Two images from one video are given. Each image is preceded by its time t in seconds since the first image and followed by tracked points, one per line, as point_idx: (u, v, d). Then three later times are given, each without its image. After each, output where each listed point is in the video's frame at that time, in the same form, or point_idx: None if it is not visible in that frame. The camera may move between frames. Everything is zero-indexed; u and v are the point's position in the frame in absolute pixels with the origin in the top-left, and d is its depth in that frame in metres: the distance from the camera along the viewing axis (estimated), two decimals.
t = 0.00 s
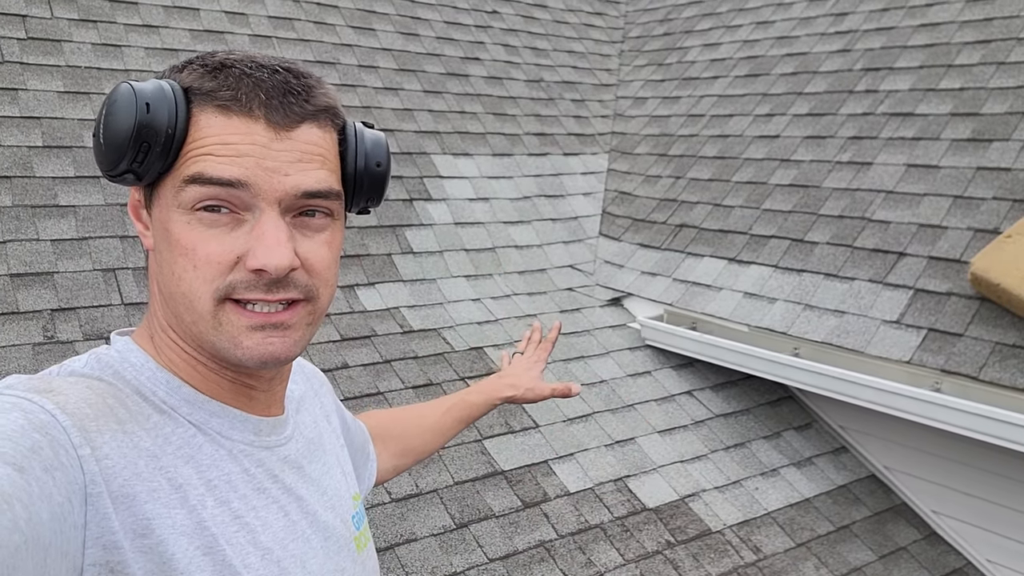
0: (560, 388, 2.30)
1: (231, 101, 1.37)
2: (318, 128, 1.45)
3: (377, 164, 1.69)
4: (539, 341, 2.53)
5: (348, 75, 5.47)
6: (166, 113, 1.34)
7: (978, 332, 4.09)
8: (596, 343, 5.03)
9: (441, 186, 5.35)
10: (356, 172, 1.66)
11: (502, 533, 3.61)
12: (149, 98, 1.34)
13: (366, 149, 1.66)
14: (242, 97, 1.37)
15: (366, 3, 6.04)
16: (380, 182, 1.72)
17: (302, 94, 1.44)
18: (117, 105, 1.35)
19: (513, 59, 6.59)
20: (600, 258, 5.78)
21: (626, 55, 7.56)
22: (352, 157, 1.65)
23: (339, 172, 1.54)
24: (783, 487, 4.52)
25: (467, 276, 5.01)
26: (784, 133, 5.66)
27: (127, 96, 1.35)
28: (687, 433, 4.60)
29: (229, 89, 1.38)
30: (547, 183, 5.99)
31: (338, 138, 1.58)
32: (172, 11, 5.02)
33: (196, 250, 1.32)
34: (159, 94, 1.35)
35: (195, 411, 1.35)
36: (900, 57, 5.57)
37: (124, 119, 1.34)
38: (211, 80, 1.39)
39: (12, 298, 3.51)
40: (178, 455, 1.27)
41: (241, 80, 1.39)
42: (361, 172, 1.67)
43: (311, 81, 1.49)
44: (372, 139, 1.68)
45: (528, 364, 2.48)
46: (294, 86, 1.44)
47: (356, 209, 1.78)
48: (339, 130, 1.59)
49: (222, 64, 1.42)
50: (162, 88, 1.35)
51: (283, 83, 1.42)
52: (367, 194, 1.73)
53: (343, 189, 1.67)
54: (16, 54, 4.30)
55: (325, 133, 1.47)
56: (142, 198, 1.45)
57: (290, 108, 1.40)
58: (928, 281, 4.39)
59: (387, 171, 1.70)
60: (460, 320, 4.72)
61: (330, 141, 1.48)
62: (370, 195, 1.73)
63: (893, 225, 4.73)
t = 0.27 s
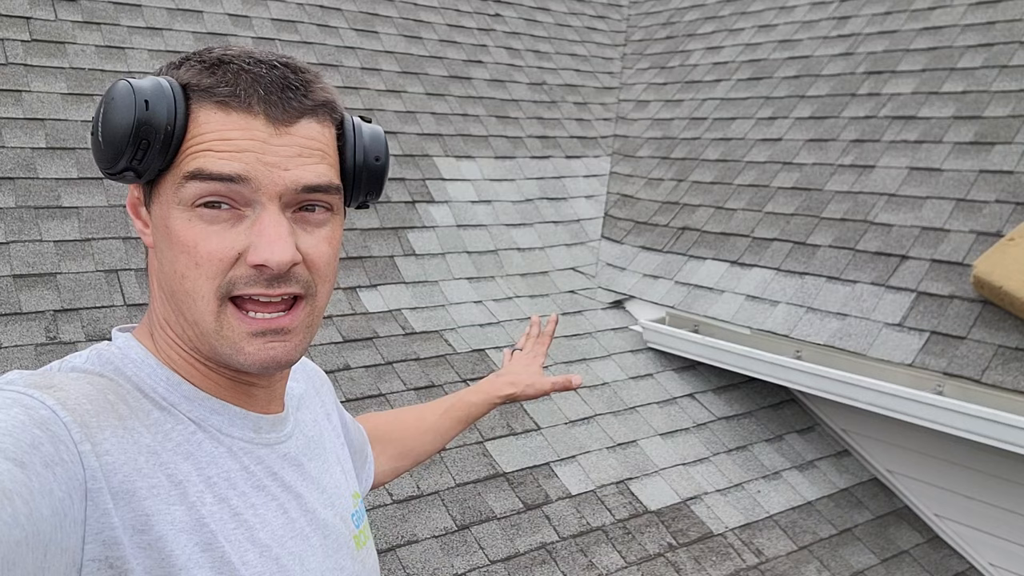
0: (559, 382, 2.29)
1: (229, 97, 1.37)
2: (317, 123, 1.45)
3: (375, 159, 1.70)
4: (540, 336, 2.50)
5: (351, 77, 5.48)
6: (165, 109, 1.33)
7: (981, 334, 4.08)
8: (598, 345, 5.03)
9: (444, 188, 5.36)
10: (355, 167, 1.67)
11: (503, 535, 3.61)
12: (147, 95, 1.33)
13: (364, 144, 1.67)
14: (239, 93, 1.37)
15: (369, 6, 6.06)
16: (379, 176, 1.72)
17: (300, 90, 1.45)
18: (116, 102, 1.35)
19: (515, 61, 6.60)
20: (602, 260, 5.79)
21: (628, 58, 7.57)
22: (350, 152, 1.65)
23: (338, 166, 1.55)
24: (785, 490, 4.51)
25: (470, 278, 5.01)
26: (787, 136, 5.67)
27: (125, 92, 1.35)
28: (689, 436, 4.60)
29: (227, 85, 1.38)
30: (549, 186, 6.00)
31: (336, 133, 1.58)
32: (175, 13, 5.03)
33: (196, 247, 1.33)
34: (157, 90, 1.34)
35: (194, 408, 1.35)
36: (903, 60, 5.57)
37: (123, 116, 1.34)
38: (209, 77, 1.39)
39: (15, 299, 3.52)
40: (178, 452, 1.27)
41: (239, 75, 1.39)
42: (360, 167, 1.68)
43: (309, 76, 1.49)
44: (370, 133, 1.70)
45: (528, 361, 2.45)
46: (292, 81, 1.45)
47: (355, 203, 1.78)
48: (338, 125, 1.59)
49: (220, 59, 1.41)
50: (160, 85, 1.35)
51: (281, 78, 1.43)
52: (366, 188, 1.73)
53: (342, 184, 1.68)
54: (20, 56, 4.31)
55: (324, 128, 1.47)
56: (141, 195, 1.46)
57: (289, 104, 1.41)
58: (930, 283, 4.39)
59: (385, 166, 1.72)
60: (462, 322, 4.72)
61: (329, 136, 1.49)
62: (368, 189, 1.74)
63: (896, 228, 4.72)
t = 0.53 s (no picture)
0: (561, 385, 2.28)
1: (221, 99, 1.36)
2: (312, 124, 1.44)
3: (371, 161, 1.69)
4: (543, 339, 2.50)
5: (353, 80, 5.48)
6: (157, 111, 1.34)
7: (984, 338, 4.07)
8: (600, 348, 5.02)
9: (445, 191, 5.36)
10: (351, 169, 1.66)
11: (505, 537, 3.60)
12: (139, 97, 1.34)
13: (360, 145, 1.66)
14: (231, 95, 1.36)
15: (371, 8, 6.07)
16: (375, 178, 1.72)
17: (294, 91, 1.43)
18: (109, 104, 1.36)
19: (517, 64, 6.60)
20: (604, 263, 5.78)
21: (630, 61, 7.57)
22: (346, 153, 1.65)
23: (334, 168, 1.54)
24: (787, 493, 4.50)
25: (471, 280, 5.01)
26: (789, 139, 5.66)
27: (117, 95, 1.35)
28: (691, 439, 4.59)
29: (219, 87, 1.37)
30: (551, 189, 5.99)
31: (333, 134, 1.58)
32: (178, 16, 5.04)
33: (189, 250, 1.33)
34: (150, 92, 1.35)
35: (192, 411, 1.35)
36: (905, 63, 5.57)
37: (116, 118, 1.34)
38: (201, 79, 1.38)
39: (17, 301, 3.52)
40: (174, 455, 1.27)
41: (231, 77, 1.38)
42: (356, 169, 1.67)
43: (304, 78, 1.48)
44: (367, 135, 1.69)
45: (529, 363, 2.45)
46: (286, 82, 1.43)
47: (352, 205, 1.78)
48: (334, 126, 1.59)
49: (213, 61, 1.41)
50: (153, 86, 1.36)
51: (275, 80, 1.41)
52: (363, 190, 1.72)
53: (338, 186, 1.67)
54: (22, 58, 4.32)
55: (319, 131, 1.46)
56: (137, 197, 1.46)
57: (283, 106, 1.40)
58: (933, 286, 4.38)
59: (382, 168, 1.71)
60: (463, 324, 4.72)
61: (324, 137, 1.48)
62: (365, 191, 1.73)
63: (898, 230, 4.71)
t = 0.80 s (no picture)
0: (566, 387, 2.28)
1: (224, 91, 1.38)
2: (314, 119, 1.45)
3: (374, 157, 1.69)
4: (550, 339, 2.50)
5: (355, 81, 5.49)
6: (161, 104, 1.35)
7: (987, 337, 4.07)
8: (602, 349, 5.02)
9: (448, 192, 5.37)
10: (354, 165, 1.66)
11: (507, 538, 3.59)
12: (144, 89, 1.35)
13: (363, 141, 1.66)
14: (234, 88, 1.38)
15: (373, 10, 6.08)
16: (378, 174, 1.72)
17: (297, 85, 1.44)
18: (115, 97, 1.37)
19: (519, 65, 6.61)
20: (606, 264, 5.78)
21: (632, 62, 7.58)
22: (349, 149, 1.65)
23: (336, 163, 1.54)
24: (790, 494, 4.50)
25: (473, 281, 5.01)
26: (791, 139, 5.66)
27: (122, 87, 1.37)
28: (693, 439, 4.59)
29: (222, 80, 1.39)
30: (553, 189, 6.00)
31: (336, 130, 1.58)
32: (180, 17, 5.05)
33: (189, 242, 1.33)
34: (154, 85, 1.36)
35: (193, 404, 1.36)
36: (907, 63, 5.57)
37: (121, 110, 1.36)
38: (205, 71, 1.40)
39: (19, 301, 3.53)
40: (175, 448, 1.27)
41: (234, 70, 1.40)
42: (359, 165, 1.67)
43: (307, 72, 1.49)
44: (370, 131, 1.69)
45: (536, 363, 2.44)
46: (289, 76, 1.44)
47: (354, 202, 1.78)
48: (338, 121, 1.59)
49: (217, 55, 1.42)
50: (157, 79, 1.37)
51: (277, 73, 1.42)
52: (365, 186, 1.73)
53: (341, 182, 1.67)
54: (25, 59, 4.33)
55: (321, 125, 1.47)
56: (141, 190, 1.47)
57: (285, 99, 1.41)
58: (935, 286, 4.38)
59: (385, 164, 1.71)
60: (466, 324, 4.72)
61: (327, 132, 1.49)
62: (368, 187, 1.73)
63: (900, 230, 4.71)
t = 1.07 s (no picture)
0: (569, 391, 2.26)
1: (227, 90, 1.37)
2: (316, 117, 1.45)
3: (376, 156, 1.69)
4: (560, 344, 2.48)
5: (356, 83, 5.49)
6: (164, 102, 1.35)
7: (989, 339, 4.05)
8: (604, 351, 5.01)
9: (448, 194, 5.36)
10: (356, 164, 1.66)
11: (508, 540, 3.58)
12: (147, 87, 1.35)
13: (365, 140, 1.66)
14: (237, 86, 1.38)
15: (374, 12, 6.08)
16: (380, 173, 1.71)
17: (299, 84, 1.44)
18: (117, 95, 1.37)
19: (520, 67, 6.61)
20: (607, 266, 5.78)
21: (633, 64, 7.58)
22: (351, 148, 1.64)
23: (338, 162, 1.54)
24: (792, 496, 4.49)
25: (474, 283, 5.01)
26: (792, 141, 5.66)
27: (126, 85, 1.37)
28: (695, 442, 4.58)
29: (225, 78, 1.39)
30: (554, 191, 5.99)
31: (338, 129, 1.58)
32: (181, 19, 5.05)
33: (191, 240, 1.32)
34: (157, 84, 1.36)
35: (194, 404, 1.35)
36: (908, 65, 5.57)
37: (123, 108, 1.35)
38: (208, 70, 1.40)
39: (20, 304, 3.52)
40: (177, 446, 1.27)
41: (237, 69, 1.40)
42: (361, 164, 1.67)
43: (309, 71, 1.49)
44: (372, 131, 1.69)
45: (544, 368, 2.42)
46: (292, 75, 1.44)
47: (356, 201, 1.77)
48: (340, 120, 1.58)
49: (221, 54, 1.43)
50: (160, 78, 1.37)
51: (280, 72, 1.42)
52: (367, 185, 1.72)
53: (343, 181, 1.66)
54: (26, 62, 4.33)
55: (323, 124, 1.47)
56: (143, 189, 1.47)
57: (287, 98, 1.41)
58: (937, 288, 4.37)
59: (387, 163, 1.71)
60: (467, 327, 4.71)
61: (329, 131, 1.48)
62: (369, 186, 1.73)
63: (902, 232, 4.71)
